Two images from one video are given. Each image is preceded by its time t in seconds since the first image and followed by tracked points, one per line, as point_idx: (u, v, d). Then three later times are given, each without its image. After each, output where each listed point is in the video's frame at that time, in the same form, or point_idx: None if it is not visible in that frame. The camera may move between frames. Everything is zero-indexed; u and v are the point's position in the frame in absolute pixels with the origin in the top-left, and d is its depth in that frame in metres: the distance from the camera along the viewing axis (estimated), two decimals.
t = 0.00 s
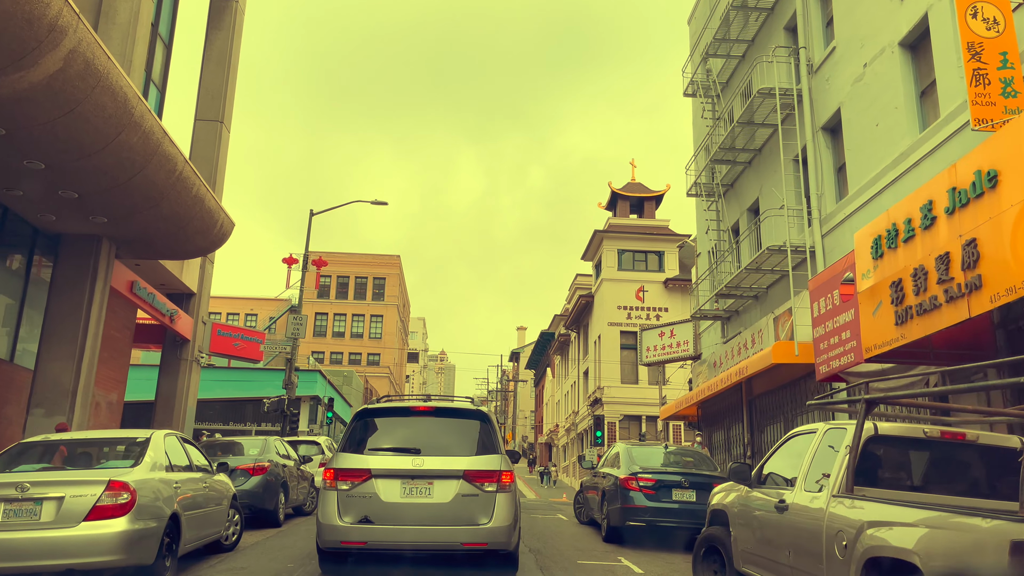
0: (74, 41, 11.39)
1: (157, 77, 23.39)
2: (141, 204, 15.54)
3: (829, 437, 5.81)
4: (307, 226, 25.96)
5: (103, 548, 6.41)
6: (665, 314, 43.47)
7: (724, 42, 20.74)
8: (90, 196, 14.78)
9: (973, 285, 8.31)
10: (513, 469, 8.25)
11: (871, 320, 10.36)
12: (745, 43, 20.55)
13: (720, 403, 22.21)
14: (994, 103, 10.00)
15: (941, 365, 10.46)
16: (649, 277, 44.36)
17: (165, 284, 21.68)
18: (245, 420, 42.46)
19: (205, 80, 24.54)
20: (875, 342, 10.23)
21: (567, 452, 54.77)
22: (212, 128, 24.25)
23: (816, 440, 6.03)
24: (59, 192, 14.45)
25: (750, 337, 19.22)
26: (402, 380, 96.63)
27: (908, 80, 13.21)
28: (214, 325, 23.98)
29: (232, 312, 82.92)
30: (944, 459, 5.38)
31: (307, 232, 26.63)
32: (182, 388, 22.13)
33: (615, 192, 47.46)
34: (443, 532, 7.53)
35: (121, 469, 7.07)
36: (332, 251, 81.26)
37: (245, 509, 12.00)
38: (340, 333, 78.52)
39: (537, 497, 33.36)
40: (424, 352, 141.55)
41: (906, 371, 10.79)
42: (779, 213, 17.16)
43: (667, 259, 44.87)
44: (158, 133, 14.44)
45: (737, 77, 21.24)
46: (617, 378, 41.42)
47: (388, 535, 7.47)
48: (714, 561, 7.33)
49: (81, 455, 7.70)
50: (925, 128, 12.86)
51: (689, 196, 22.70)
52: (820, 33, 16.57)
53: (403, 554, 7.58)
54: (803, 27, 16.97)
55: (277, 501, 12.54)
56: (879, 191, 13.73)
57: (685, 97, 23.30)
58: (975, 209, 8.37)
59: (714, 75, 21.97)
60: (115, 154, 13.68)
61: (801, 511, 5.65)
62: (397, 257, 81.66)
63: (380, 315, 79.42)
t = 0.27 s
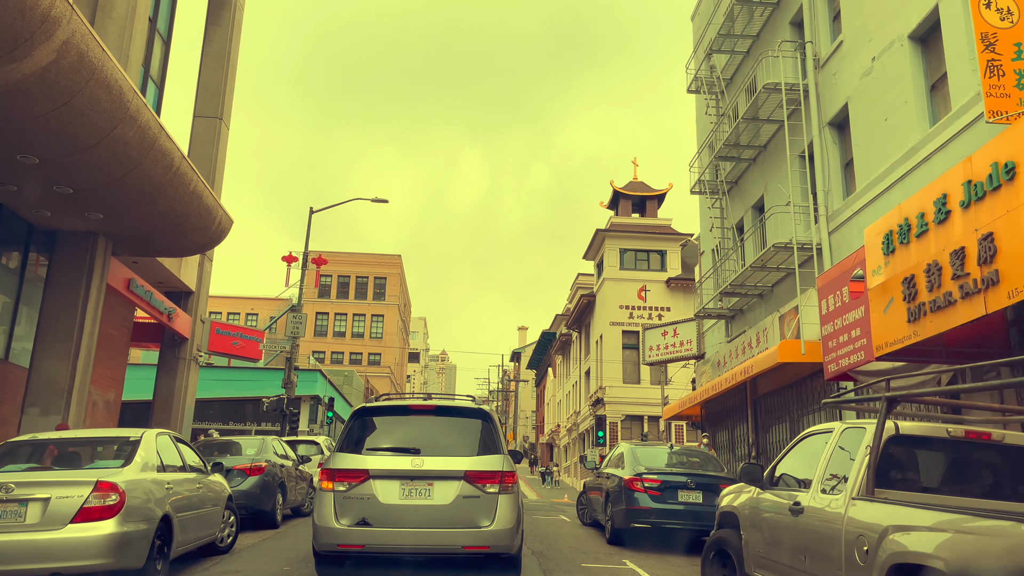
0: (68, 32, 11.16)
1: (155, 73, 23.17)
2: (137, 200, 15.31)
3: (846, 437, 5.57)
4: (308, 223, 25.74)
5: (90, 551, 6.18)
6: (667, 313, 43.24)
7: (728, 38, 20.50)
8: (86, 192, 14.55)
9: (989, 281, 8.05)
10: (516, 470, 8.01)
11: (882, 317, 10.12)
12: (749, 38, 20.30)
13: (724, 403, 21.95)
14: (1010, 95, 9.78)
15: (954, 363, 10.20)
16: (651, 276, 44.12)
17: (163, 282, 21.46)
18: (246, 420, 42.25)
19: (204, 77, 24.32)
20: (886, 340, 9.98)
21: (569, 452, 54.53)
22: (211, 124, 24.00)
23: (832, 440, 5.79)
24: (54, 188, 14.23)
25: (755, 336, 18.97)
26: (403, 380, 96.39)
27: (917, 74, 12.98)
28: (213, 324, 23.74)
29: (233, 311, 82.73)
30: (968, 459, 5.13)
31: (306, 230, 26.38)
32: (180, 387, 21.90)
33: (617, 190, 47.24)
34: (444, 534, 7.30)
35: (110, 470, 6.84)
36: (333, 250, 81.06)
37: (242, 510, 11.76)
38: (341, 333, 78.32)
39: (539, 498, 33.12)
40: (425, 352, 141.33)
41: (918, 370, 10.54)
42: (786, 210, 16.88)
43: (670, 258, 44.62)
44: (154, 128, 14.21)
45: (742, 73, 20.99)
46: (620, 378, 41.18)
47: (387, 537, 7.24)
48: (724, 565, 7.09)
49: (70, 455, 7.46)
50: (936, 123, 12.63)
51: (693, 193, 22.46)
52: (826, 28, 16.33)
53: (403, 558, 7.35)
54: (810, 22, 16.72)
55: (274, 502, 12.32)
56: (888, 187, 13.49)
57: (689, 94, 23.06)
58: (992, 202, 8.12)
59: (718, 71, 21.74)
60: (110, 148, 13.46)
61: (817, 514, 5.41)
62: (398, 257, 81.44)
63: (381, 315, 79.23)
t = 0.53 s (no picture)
0: (61, 23, 10.92)
1: (153, 69, 22.95)
2: (133, 196, 15.09)
3: (864, 437, 5.34)
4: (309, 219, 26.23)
5: (78, 555, 5.95)
6: (669, 312, 43.00)
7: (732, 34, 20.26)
8: (80, 188, 14.34)
9: (1005, 276, 7.82)
10: (519, 471, 7.79)
11: (892, 315, 9.89)
12: (754, 34, 20.07)
13: (727, 403, 21.72)
14: None
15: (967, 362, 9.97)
16: (653, 275, 43.88)
17: (161, 280, 21.26)
18: (245, 420, 42.02)
19: (203, 74, 24.10)
20: (896, 338, 9.76)
21: (570, 452, 54.27)
22: (210, 121, 23.77)
23: (847, 440, 5.57)
24: (48, 183, 14.02)
25: (759, 335, 18.75)
26: (403, 380, 96.12)
27: (926, 67, 12.76)
28: (211, 322, 23.53)
29: (233, 311, 82.56)
30: (994, 461, 4.89)
31: (306, 229, 26.15)
32: (178, 386, 21.69)
33: (619, 189, 47.02)
34: (445, 537, 7.08)
35: (99, 470, 6.61)
36: (334, 250, 80.86)
37: (238, 511, 11.54)
38: (341, 333, 78.13)
39: (540, 498, 32.88)
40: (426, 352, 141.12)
41: (929, 368, 10.31)
42: (791, 207, 16.63)
43: (672, 257, 44.39)
44: (150, 122, 14.00)
45: (746, 69, 20.76)
46: (621, 378, 40.97)
47: (385, 541, 7.02)
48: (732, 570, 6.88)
49: (58, 455, 7.22)
50: (945, 117, 12.41)
51: (696, 191, 22.23)
52: (833, 22, 16.09)
53: (402, 562, 7.13)
54: (815, 16, 16.48)
55: (271, 503, 12.10)
56: (896, 183, 13.26)
57: (692, 90, 22.84)
58: (1007, 195, 7.89)
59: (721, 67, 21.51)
60: (105, 143, 13.24)
61: (833, 518, 5.18)
62: (398, 256, 81.23)
63: (382, 315, 79.04)
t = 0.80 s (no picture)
0: (55, 15, 10.71)
1: (151, 66, 22.76)
2: (130, 193, 14.91)
3: (880, 438, 5.14)
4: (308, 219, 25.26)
5: (65, 558, 5.76)
6: (671, 312, 42.79)
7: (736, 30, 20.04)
8: (77, 184, 14.15)
9: (1020, 272, 7.63)
10: (521, 472, 7.60)
11: (902, 312, 9.69)
12: (758, 29, 19.86)
13: (731, 402, 21.51)
14: None
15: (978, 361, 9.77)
16: (655, 274, 43.66)
17: (160, 279, 21.08)
18: (245, 419, 41.89)
19: (202, 71, 23.91)
20: (906, 336, 9.56)
21: (571, 452, 54.08)
22: (209, 119, 23.58)
23: (862, 440, 5.38)
24: (44, 180, 13.84)
25: (763, 334, 18.54)
26: (404, 380, 95.93)
27: (934, 61, 12.55)
28: (210, 321, 23.34)
29: (234, 311, 82.40)
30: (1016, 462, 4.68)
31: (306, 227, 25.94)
32: (177, 386, 21.51)
33: (620, 188, 46.80)
34: (445, 541, 6.88)
35: (89, 471, 6.41)
36: (334, 249, 80.67)
37: (235, 512, 11.35)
38: (342, 332, 77.97)
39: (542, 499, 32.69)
40: (427, 352, 141.02)
41: (939, 367, 10.10)
42: (796, 204, 16.42)
43: (673, 257, 44.17)
44: (147, 118, 13.82)
45: (750, 66, 20.55)
46: (623, 378, 40.79)
47: (383, 545, 6.82)
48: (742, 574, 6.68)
49: (48, 455, 7.02)
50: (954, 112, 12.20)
51: (699, 189, 22.02)
52: (838, 17, 15.88)
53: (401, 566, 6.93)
54: (821, 11, 16.27)
55: (269, 503, 11.92)
56: (904, 179, 13.05)
57: (695, 87, 22.63)
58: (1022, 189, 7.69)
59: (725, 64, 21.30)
60: (101, 139, 13.06)
61: (848, 522, 4.98)
62: (399, 256, 81.02)
63: (383, 315, 78.88)
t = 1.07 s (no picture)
0: (49, 9, 10.53)
1: (149, 64, 22.59)
2: (126, 190, 14.74)
3: (895, 438, 4.94)
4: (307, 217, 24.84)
5: (53, 562, 5.59)
6: (672, 311, 42.60)
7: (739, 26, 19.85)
8: (72, 181, 13.98)
9: None
10: (523, 474, 7.42)
11: (910, 310, 9.51)
12: (761, 26, 19.66)
13: (733, 402, 21.32)
14: None
15: (988, 359, 9.57)
16: (656, 274, 43.47)
17: (158, 278, 20.91)
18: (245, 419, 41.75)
19: (200, 68, 23.75)
20: (915, 334, 9.37)
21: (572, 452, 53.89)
22: (207, 116, 23.40)
23: (876, 441, 5.19)
24: (39, 177, 13.67)
25: (766, 333, 18.35)
26: (405, 380, 95.76)
27: (941, 55, 12.36)
28: (208, 321, 23.16)
29: (234, 310, 82.24)
30: None
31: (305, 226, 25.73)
32: (175, 386, 21.34)
33: (621, 187, 46.61)
34: (445, 545, 6.70)
35: (78, 472, 6.24)
36: (335, 249, 80.50)
37: (233, 512, 11.19)
38: (343, 332, 77.82)
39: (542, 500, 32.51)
40: (427, 351, 140.84)
41: (949, 366, 9.91)
42: (801, 201, 16.21)
43: (675, 256, 43.98)
44: (143, 113, 13.65)
45: (752, 63, 20.36)
46: (624, 377, 40.62)
47: (381, 548, 6.64)
48: None
49: (37, 454, 6.84)
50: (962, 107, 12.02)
51: (702, 186, 21.83)
52: (843, 12, 15.70)
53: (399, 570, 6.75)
54: (825, 6, 16.08)
55: (268, 504, 11.77)
56: (910, 175, 12.87)
57: (697, 84, 22.44)
58: None
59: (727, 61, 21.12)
60: (96, 135, 12.89)
61: (863, 525, 4.78)
62: (399, 255, 80.84)
63: (383, 314, 78.73)
